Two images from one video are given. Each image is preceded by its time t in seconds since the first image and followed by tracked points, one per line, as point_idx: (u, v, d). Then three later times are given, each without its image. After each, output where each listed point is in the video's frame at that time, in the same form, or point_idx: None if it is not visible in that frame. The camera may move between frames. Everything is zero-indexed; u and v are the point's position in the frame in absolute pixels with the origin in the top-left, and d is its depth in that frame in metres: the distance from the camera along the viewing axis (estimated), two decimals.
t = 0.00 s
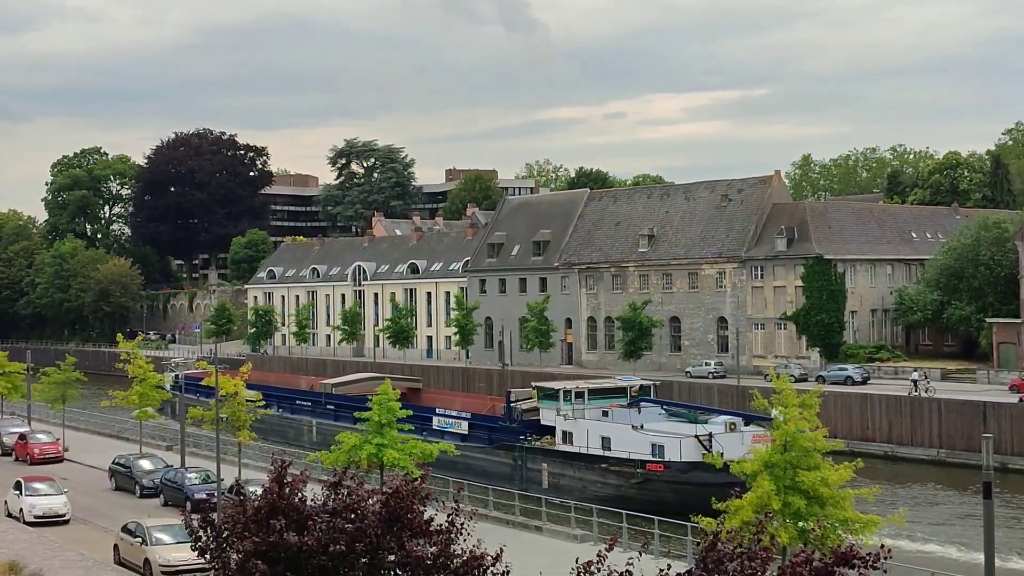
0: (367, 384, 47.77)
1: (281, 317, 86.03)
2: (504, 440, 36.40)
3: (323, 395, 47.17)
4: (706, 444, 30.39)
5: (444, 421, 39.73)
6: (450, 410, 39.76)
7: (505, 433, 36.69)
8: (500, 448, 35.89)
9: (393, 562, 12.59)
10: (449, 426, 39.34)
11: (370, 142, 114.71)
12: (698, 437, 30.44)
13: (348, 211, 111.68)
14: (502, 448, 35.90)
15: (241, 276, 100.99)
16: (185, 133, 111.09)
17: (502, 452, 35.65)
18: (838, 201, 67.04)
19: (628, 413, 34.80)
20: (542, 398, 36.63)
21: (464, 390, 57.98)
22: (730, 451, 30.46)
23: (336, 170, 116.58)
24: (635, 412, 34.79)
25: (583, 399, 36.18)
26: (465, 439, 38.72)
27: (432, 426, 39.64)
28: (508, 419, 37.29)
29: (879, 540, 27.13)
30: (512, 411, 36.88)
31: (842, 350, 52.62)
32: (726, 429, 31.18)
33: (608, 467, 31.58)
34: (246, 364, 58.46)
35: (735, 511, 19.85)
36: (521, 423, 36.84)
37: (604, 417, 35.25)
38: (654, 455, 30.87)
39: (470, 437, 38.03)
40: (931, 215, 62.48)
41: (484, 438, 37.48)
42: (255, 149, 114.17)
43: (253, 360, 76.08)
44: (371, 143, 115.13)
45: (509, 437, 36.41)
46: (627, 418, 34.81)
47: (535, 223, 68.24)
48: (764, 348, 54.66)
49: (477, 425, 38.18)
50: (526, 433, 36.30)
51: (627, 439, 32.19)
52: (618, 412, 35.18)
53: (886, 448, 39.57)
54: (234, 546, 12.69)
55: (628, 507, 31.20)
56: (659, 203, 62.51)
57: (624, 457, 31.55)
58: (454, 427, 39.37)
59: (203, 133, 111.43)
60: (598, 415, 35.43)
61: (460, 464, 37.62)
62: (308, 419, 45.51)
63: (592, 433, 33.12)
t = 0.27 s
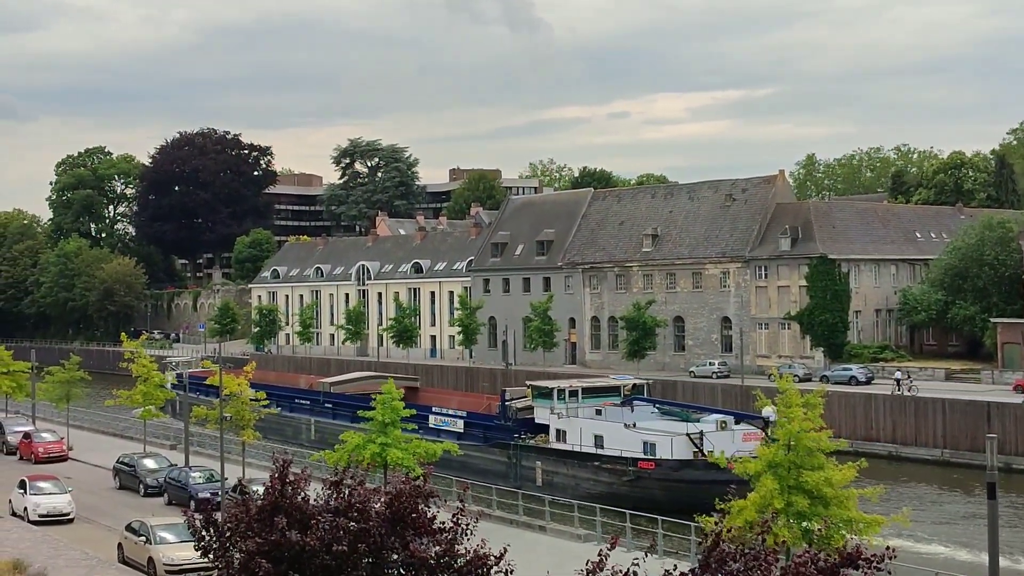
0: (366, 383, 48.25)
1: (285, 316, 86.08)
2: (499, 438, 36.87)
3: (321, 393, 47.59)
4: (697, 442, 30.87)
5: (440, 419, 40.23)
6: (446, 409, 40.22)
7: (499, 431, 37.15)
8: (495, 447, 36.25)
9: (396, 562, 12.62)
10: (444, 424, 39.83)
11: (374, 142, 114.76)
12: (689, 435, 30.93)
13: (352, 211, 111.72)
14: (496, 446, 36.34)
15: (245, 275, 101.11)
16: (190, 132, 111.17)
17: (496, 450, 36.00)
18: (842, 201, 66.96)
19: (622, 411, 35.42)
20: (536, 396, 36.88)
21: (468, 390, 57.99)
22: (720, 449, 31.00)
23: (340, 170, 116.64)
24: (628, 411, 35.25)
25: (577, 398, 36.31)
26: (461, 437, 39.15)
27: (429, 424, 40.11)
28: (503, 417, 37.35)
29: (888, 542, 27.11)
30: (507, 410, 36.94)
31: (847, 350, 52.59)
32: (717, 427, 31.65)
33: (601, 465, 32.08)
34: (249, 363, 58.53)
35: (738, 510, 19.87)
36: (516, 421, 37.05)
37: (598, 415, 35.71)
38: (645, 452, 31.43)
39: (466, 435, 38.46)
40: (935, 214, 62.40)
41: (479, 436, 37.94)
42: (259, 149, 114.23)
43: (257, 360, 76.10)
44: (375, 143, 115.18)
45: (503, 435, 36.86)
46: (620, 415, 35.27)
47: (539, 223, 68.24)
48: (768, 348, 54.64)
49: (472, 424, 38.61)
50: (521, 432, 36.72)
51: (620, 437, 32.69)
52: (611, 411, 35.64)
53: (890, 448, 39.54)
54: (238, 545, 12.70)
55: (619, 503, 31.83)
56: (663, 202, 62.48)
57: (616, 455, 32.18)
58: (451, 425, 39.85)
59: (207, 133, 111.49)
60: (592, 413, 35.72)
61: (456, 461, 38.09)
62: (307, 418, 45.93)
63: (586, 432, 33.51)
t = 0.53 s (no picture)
0: (366, 383, 48.43)
1: (289, 317, 86.10)
2: (494, 438, 37.02)
3: (320, 392, 47.81)
4: (690, 442, 31.42)
5: (437, 418, 40.39)
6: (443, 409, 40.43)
7: (496, 431, 37.37)
8: (491, 445, 36.30)
9: (401, 562, 12.61)
10: (441, 424, 39.97)
11: (379, 143, 114.80)
12: (682, 435, 31.47)
13: (357, 212, 111.69)
14: (493, 446, 36.27)
15: (250, 276, 101.19)
16: (195, 133, 111.29)
17: (492, 450, 35.98)
18: (848, 202, 66.84)
19: (615, 411, 35.97)
20: (531, 396, 37.41)
21: (472, 391, 57.98)
22: (712, 448, 31.62)
23: (345, 170, 116.65)
24: (621, 410, 35.94)
25: (572, 397, 36.92)
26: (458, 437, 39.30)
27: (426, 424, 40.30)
28: (499, 417, 37.89)
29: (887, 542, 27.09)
30: (503, 409, 37.32)
31: (852, 351, 52.53)
32: (709, 427, 32.19)
33: (594, 464, 32.40)
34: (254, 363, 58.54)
35: (743, 511, 19.82)
36: (512, 420, 37.43)
37: (592, 415, 36.19)
38: (638, 451, 31.93)
39: (463, 434, 38.76)
40: (940, 215, 62.29)
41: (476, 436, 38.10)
42: (264, 150, 114.30)
43: (261, 361, 76.11)
44: (380, 144, 115.33)
45: (500, 434, 37.00)
46: (613, 415, 35.93)
47: (544, 224, 68.21)
48: (773, 349, 54.48)
49: (469, 423, 38.85)
50: (517, 431, 36.78)
51: (614, 437, 33.20)
52: (605, 410, 36.16)
53: (895, 449, 39.43)
54: (242, 546, 12.68)
55: (613, 501, 32.08)
56: (668, 203, 62.41)
57: (610, 454, 32.56)
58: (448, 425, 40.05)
59: (212, 134, 111.60)
60: (587, 413, 36.29)
61: (452, 460, 38.06)
62: (306, 419, 46.16)
63: (580, 431, 34.06)
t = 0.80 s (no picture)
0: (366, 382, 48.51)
1: (293, 317, 86.21)
2: (489, 435, 37.59)
3: (320, 392, 48.05)
4: (681, 440, 31.71)
5: (434, 419, 40.99)
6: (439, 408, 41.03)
7: (491, 430, 37.92)
8: (487, 444, 36.77)
9: (405, 563, 12.62)
10: (438, 423, 40.60)
11: (383, 143, 114.93)
12: (673, 434, 31.77)
13: (361, 212, 111.74)
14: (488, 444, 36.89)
15: (254, 276, 101.33)
16: (198, 134, 111.51)
17: (489, 447, 36.56)
18: (852, 202, 66.84)
19: (609, 410, 36.18)
20: (526, 395, 37.73)
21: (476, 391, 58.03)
22: (703, 448, 31.83)
23: (349, 171, 116.76)
24: (615, 409, 36.27)
25: (566, 396, 37.29)
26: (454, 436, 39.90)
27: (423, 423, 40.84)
28: (494, 416, 38.29)
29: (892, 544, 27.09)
30: (498, 408, 37.83)
31: (856, 351, 52.53)
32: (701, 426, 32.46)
33: (587, 463, 32.73)
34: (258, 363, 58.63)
35: (748, 512, 19.84)
36: (506, 419, 37.93)
37: (586, 414, 36.26)
38: (631, 450, 32.22)
39: (459, 433, 39.20)
40: (944, 215, 62.29)
41: (471, 435, 38.63)
42: (268, 150, 114.40)
43: (266, 361, 76.19)
44: (384, 144, 115.42)
45: (495, 433, 37.57)
46: (607, 414, 36.12)
47: (547, 224, 68.21)
48: (777, 349, 54.58)
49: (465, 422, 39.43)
50: (512, 430, 37.38)
51: (607, 436, 33.40)
52: (599, 409, 36.30)
53: (900, 449, 39.42)
54: (245, 546, 12.71)
55: (607, 500, 32.45)
56: (672, 203, 62.39)
57: (602, 453, 32.81)
58: (444, 425, 40.55)
59: (216, 134, 111.81)
60: (581, 412, 36.35)
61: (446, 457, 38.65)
62: (305, 418, 46.40)
63: (573, 430, 34.25)
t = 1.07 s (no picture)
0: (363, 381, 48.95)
1: (297, 316, 86.21)
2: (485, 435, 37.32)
3: (318, 391, 48.15)
4: (672, 439, 32.22)
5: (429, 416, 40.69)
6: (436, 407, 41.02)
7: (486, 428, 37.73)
8: (482, 441, 36.91)
9: (408, 562, 12.63)
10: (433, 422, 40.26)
11: (386, 143, 115.00)
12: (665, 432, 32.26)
13: (364, 212, 111.76)
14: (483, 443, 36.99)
15: (258, 276, 101.39)
16: (202, 134, 111.58)
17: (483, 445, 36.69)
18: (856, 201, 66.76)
19: (604, 409, 36.30)
20: (521, 394, 38.17)
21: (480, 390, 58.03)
22: (694, 445, 32.33)
23: (352, 170, 116.80)
24: (609, 407, 36.37)
25: (560, 395, 37.96)
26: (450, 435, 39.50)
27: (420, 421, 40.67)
28: (491, 414, 38.20)
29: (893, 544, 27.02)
30: (494, 406, 37.78)
31: (859, 350, 52.50)
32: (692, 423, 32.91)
33: (581, 459, 33.09)
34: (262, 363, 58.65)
35: (751, 511, 19.84)
36: (503, 418, 37.80)
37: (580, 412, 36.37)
38: (623, 448, 32.65)
39: (455, 431, 38.92)
40: (948, 214, 62.22)
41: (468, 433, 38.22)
42: (272, 150, 114.43)
43: (269, 360, 76.19)
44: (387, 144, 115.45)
45: (490, 431, 37.48)
46: (602, 412, 36.27)
47: (551, 224, 68.20)
48: (780, 348, 54.58)
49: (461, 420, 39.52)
50: (507, 429, 37.28)
51: (600, 433, 33.63)
52: (593, 408, 36.38)
53: (903, 449, 39.42)
54: (249, 546, 12.73)
55: (599, 497, 32.81)
56: (675, 202, 62.37)
57: (595, 450, 33.17)
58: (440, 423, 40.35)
59: (219, 134, 111.85)
60: (575, 410, 36.49)
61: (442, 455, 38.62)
62: (303, 416, 46.51)
63: (567, 428, 34.39)
